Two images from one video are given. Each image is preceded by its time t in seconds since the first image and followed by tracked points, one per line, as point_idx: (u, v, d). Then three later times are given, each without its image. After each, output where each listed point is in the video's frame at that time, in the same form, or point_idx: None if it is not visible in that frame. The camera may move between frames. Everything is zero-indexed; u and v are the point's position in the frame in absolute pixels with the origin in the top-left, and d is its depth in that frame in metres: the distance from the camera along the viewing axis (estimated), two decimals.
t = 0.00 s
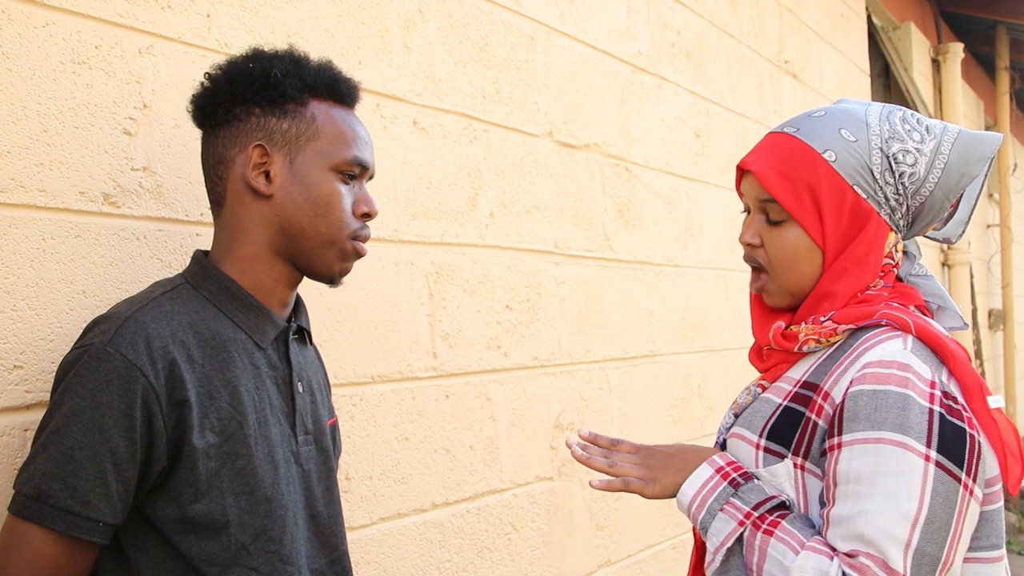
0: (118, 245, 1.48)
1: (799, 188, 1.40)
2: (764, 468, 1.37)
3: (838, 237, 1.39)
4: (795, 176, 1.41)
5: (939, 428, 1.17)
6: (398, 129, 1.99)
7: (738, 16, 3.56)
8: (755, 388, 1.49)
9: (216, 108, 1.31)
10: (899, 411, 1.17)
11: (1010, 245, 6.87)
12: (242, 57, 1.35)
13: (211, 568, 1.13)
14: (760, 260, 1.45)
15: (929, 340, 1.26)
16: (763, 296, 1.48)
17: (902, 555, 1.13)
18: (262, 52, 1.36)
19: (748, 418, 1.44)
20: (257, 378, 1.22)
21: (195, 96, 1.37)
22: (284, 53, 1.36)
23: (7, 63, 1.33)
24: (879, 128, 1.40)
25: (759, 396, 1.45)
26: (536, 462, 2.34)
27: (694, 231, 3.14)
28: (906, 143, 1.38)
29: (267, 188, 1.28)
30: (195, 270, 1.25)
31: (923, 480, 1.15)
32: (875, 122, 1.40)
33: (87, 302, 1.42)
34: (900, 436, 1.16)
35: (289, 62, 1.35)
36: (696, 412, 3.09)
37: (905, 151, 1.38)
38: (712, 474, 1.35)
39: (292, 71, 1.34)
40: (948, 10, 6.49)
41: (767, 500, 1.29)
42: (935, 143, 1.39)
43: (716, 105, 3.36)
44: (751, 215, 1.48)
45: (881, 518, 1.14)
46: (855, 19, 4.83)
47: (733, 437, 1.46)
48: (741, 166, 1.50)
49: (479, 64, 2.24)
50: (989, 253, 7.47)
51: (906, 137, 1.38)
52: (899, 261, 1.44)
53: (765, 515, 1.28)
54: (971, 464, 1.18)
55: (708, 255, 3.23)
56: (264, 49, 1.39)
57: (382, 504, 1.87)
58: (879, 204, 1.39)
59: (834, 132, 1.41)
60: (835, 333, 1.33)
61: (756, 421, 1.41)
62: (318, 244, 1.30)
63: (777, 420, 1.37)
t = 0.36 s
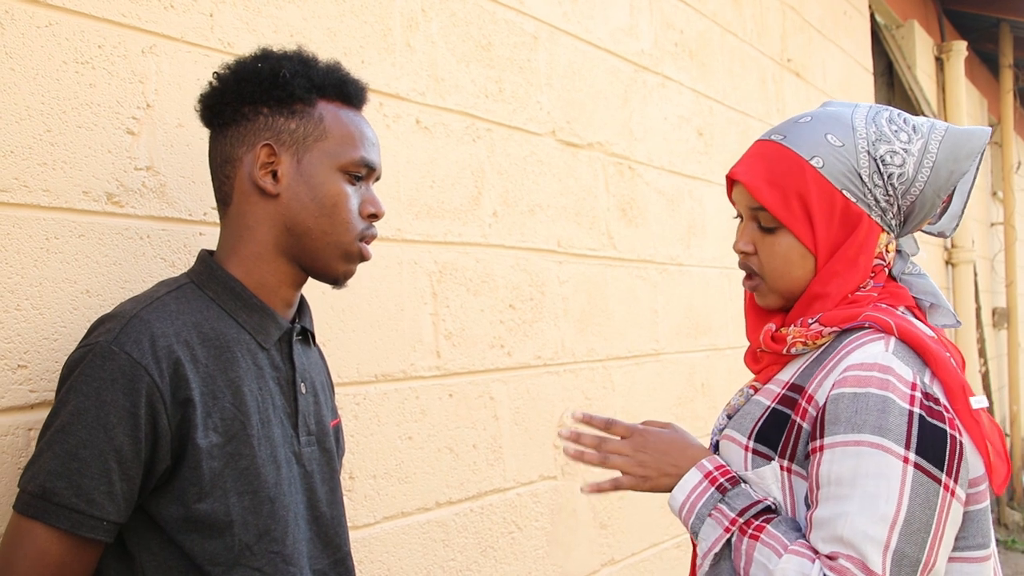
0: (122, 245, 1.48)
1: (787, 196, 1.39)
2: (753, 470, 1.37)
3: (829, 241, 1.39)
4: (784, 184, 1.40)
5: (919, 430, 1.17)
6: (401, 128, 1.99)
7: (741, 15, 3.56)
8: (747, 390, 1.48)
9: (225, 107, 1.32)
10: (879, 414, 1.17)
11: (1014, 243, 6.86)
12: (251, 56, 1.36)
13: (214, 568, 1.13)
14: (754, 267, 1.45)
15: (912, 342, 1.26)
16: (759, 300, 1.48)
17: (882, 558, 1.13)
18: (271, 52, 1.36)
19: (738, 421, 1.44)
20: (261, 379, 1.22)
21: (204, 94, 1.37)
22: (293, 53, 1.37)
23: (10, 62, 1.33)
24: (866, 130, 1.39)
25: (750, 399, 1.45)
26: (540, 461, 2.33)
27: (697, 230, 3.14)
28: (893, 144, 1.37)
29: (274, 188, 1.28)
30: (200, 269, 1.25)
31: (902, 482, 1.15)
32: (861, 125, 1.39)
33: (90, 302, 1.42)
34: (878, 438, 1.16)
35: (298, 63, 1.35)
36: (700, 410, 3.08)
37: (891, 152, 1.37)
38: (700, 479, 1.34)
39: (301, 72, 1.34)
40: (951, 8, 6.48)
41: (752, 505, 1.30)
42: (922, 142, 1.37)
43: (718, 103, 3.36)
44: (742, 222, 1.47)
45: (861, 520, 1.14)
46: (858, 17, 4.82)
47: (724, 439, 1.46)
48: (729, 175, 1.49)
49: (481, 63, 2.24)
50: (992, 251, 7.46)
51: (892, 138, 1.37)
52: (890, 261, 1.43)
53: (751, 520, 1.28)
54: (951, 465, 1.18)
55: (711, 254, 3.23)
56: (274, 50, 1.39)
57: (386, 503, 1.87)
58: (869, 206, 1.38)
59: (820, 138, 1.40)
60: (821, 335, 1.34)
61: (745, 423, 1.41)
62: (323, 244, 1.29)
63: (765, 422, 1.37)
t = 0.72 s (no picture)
0: (122, 243, 1.48)
1: (788, 197, 1.39)
2: (751, 465, 1.36)
3: (829, 242, 1.38)
4: (784, 186, 1.40)
5: (916, 424, 1.17)
6: (401, 126, 1.99)
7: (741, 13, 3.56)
8: (746, 386, 1.49)
9: (232, 104, 1.32)
10: (876, 408, 1.17)
11: (1014, 242, 6.85)
12: (259, 55, 1.36)
13: (217, 566, 1.13)
14: (755, 268, 1.45)
15: (908, 338, 1.26)
16: (760, 301, 1.48)
17: (881, 551, 1.13)
18: (279, 52, 1.36)
19: (736, 416, 1.44)
20: (263, 377, 1.22)
21: (211, 92, 1.37)
22: (301, 54, 1.37)
23: (10, 61, 1.33)
24: (866, 131, 1.39)
25: (749, 394, 1.45)
26: (540, 460, 2.34)
27: (697, 229, 3.14)
28: (892, 147, 1.37)
29: (279, 187, 1.28)
30: (203, 267, 1.25)
31: (899, 475, 1.15)
32: (860, 127, 1.39)
33: (90, 300, 1.42)
34: (875, 432, 1.16)
35: (306, 63, 1.35)
36: (700, 409, 3.08)
37: (891, 153, 1.36)
38: (698, 476, 1.35)
39: (309, 72, 1.34)
40: (951, 7, 6.47)
41: (750, 500, 1.29)
42: (920, 144, 1.37)
43: (719, 102, 3.36)
44: (743, 223, 1.47)
45: (859, 513, 1.13)
46: (858, 15, 4.82)
47: (722, 435, 1.45)
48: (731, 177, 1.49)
49: (481, 61, 2.24)
50: (993, 250, 7.46)
51: (890, 139, 1.37)
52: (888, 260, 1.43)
53: (749, 515, 1.28)
54: (948, 459, 1.18)
55: (711, 253, 3.23)
56: (282, 49, 1.39)
57: (386, 501, 1.87)
58: (869, 207, 1.38)
59: (820, 140, 1.39)
60: (818, 332, 1.33)
61: (744, 419, 1.41)
62: (326, 245, 1.29)
63: (764, 417, 1.37)
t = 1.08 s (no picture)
0: (132, 237, 1.48)
1: (801, 190, 1.38)
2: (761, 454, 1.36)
3: (841, 236, 1.38)
4: (799, 179, 1.39)
5: (924, 414, 1.17)
6: (411, 120, 1.99)
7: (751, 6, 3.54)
8: (757, 377, 1.49)
9: (248, 99, 1.32)
10: (885, 397, 1.17)
11: None
12: (275, 50, 1.36)
13: (228, 559, 1.13)
14: (767, 262, 1.44)
15: (920, 330, 1.27)
16: (769, 295, 1.47)
17: (878, 538, 1.13)
18: (295, 47, 1.36)
19: (748, 406, 1.43)
20: (275, 371, 1.22)
21: (226, 86, 1.37)
22: (317, 49, 1.37)
23: (21, 55, 1.33)
24: (879, 126, 1.38)
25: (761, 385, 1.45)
26: (549, 454, 2.33)
27: (706, 223, 3.13)
28: (904, 143, 1.37)
29: (293, 182, 1.28)
30: (217, 262, 1.25)
31: (902, 464, 1.15)
32: (873, 121, 1.39)
33: (100, 294, 1.42)
34: (882, 420, 1.15)
35: (322, 58, 1.35)
36: (709, 403, 3.08)
37: (902, 149, 1.37)
38: (695, 462, 1.34)
39: (325, 67, 1.34)
40: None
41: (746, 488, 1.29)
42: (931, 141, 1.38)
43: (728, 95, 3.34)
44: (755, 216, 1.46)
45: (859, 499, 1.13)
46: (869, 8, 4.79)
47: (732, 424, 1.45)
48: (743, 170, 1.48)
49: (491, 55, 2.23)
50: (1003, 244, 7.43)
51: (903, 135, 1.37)
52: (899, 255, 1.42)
53: (744, 502, 1.27)
54: (953, 450, 1.18)
55: (721, 247, 3.22)
56: (298, 44, 1.39)
57: (396, 495, 1.87)
58: (881, 202, 1.38)
59: (833, 134, 1.39)
60: (832, 325, 1.33)
61: (755, 408, 1.40)
62: (338, 240, 1.29)
63: (776, 406, 1.36)
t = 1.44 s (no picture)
0: (129, 230, 1.48)
1: (795, 183, 1.38)
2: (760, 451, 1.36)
3: (835, 229, 1.38)
4: (794, 172, 1.39)
5: (928, 411, 1.17)
6: (409, 113, 1.99)
7: None
8: (755, 373, 1.48)
9: (247, 91, 1.31)
10: (889, 395, 1.17)
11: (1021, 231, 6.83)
12: (275, 43, 1.35)
13: (226, 551, 1.13)
14: (760, 254, 1.44)
15: (920, 326, 1.27)
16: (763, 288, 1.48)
17: (889, 535, 1.13)
18: (295, 40, 1.36)
19: (746, 403, 1.43)
20: (273, 364, 1.22)
21: (225, 78, 1.37)
22: (317, 42, 1.36)
23: (17, 47, 1.32)
24: (876, 121, 1.38)
25: (760, 381, 1.44)
26: (547, 447, 2.34)
27: (704, 217, 3.13)
28: (900, 138, 1.36)
29: (291, 175, 1.28)
30: (214, 254, 1.25)
31: (909, 461, 1.15)
32: (870, 115, 1.38)
33: (97, 286, 1.42)
34: (888, 419, 1.16)
35: (322, 51, 1.35)
36: (707, 397, 3.08)
37: (899, 144, 1.36)
38: (696, 465, 1.32)
39: (325, 61, 1.34)
40: None
41: (751, 491, 1.27)
42: (929, 137, 1.37)
43: (726, 89, 3.34)
44: (750, 209, 1.46)
45: (868, 498, 1.13)
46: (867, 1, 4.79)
47: (731, 421, 1.45)
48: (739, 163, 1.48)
49: (488, 47, 2.23)
50: (1000, 239, 7.44)
51: (900, 130, 1.36)
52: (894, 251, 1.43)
53: (751, 505, 1.26)
54: (958, 446, 1.18)
55: (719, 241, 3.22)
56: (298, 38, 1.39)
57: (394, 488, 1.88)
58: (875, 196, 1.37)
59: (829, 128, 1.39)
60: (831, 321, 1.33)
61: (754, 406, 1.40)
62: (337, 234, 1.29)
63: (775, 404, 1.36)
